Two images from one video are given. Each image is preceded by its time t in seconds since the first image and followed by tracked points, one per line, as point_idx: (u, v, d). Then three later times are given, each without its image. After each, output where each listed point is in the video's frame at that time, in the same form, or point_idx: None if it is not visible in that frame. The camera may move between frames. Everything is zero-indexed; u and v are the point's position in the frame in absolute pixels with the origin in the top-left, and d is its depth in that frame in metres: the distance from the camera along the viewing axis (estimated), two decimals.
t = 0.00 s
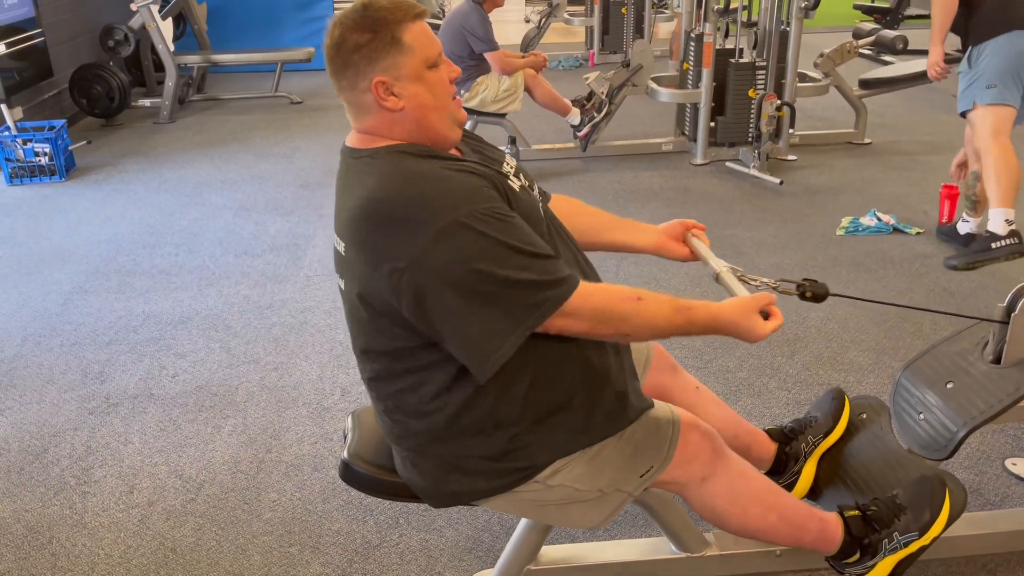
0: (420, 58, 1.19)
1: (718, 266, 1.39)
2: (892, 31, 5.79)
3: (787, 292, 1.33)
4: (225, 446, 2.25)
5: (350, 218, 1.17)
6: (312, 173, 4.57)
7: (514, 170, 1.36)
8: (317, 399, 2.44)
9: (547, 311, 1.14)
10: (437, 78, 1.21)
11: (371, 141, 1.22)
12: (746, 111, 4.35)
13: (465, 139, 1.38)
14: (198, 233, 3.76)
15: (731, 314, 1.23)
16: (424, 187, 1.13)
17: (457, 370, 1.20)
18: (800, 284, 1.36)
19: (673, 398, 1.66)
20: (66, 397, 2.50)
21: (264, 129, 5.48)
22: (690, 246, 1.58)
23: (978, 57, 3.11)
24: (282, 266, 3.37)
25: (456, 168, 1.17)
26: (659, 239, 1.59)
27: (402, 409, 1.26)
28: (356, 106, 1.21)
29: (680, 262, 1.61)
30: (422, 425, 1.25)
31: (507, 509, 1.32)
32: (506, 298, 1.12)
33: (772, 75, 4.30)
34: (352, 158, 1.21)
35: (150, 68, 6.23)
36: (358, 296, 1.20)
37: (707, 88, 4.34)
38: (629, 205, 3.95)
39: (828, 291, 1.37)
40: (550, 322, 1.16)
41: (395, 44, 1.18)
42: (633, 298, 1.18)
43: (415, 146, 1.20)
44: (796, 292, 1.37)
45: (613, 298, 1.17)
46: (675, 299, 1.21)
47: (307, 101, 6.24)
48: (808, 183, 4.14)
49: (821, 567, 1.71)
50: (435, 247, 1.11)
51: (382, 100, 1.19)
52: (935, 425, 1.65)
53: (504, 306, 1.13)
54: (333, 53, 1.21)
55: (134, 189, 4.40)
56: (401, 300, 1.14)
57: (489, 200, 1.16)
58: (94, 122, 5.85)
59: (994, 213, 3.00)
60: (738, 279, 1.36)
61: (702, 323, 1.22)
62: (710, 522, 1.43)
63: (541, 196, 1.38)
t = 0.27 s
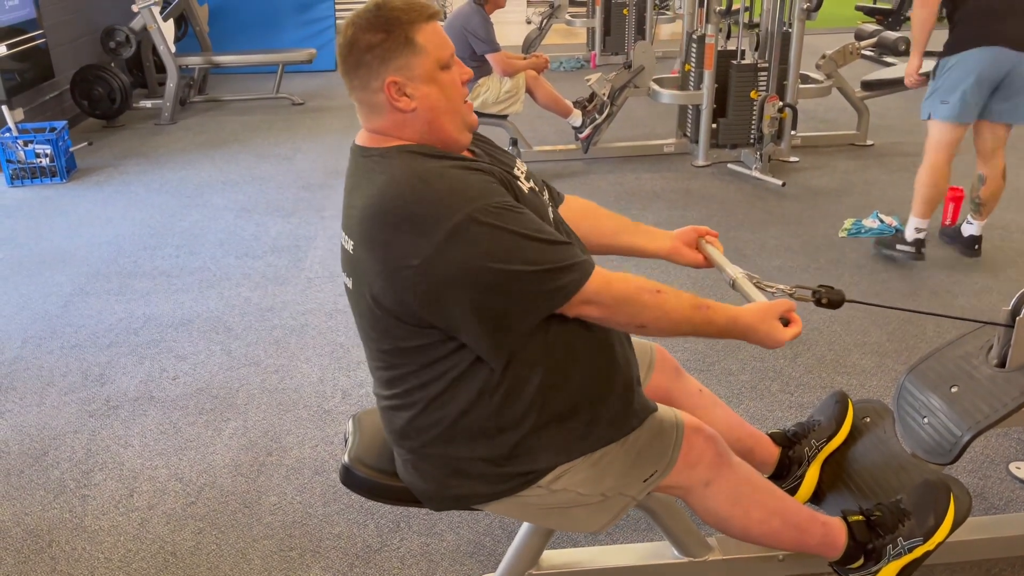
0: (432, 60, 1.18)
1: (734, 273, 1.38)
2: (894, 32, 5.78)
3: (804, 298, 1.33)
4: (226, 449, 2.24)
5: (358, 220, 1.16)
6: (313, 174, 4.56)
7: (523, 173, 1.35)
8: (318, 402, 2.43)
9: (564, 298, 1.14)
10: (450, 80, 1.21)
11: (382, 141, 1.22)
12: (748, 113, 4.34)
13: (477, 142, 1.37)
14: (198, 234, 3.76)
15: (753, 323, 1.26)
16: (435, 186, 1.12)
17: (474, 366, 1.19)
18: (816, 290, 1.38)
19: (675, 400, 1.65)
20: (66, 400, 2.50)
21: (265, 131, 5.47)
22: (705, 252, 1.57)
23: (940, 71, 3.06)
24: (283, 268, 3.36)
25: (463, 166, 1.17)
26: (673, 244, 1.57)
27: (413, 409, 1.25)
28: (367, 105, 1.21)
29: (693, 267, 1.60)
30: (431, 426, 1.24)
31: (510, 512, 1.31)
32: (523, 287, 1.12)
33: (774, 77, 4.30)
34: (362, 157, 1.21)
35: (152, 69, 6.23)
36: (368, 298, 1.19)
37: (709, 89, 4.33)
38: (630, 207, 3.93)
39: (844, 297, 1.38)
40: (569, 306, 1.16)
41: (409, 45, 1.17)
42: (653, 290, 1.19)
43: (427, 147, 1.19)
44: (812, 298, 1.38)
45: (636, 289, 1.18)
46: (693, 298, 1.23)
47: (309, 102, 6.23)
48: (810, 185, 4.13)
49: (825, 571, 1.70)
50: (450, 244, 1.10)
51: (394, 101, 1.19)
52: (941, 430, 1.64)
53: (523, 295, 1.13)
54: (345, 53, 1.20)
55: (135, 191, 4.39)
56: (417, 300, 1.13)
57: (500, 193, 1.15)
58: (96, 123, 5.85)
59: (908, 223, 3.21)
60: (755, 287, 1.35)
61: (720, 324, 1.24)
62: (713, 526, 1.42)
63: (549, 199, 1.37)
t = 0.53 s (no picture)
0: (443, 62, 1.18)
1: (669, 266, 1.39)
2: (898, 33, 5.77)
3: (739, 289, 1.35)
4: (230, 449, 2.24)
5: (350, 208, 1.16)
6: (316, 174, 4.56)
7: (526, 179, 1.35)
8: (321, 403, 2.43)
9: (504, 347, 1.09)
10: (459, 82, 1.21)
11: (389, 141, 1.22)
12: (752, 114, 4.34)
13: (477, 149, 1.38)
14: (202, 234, 3.76)
15: (682, 318, 1.19)
16: (420, 190, 1.11)
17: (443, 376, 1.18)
18: (752, 282, 1.38)
19: (679, 402, 1.65)
20: (70, 400, 2.50)
21: (269, 131, 5.48)
22: (644, 245, 1.57)
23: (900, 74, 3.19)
24: (287, 268, 3.37)
25: (458, 175, 1.15)
26: (610, 240, 1.57)
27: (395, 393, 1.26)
28: (377, 106, 1.21)
29: (632, 261, 1.60)
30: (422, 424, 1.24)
31: (515, 514, 1.31)
32: (470, 322, 1.08)
33: (778, 77, 4.29)
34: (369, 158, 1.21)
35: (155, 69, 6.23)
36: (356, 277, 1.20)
37: (712, 90, 4.32)
38: (634, 208, 3.93)
39: (781, 287, 1.39)
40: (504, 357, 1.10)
41: (419, 46, 1.17)
42: (584, 324, 1.12)
43: (433, 149, 1.19)
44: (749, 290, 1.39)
45: (565, 327, 1.11)
46: (623, 314, 1.15)
47: (312, 102, 6.24)
48: (813, 186, 4.12)
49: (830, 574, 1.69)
50: (412, 253, 1.08)
51: (403, 102, 1.19)
52: (946, 432, 1.64)
53: (465, 330, 1.08)
54: (356, 52, 1.20)
55: (139, 191, 4.40)
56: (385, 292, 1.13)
57: (482, 217, 1.11)
58: (99, 123, 5.86)
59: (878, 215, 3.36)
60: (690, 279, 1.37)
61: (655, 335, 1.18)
62: (720, 528, 1.42)
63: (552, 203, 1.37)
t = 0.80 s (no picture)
0: (456, 60, 1.18)
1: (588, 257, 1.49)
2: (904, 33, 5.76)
3: (657, 280, 1.43)
4: (234, 448, 2.24)
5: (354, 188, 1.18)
6: (321, 174, 4.56)
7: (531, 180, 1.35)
8: (326, 402, 2.43)
9: (422, 356, 1.06)
10: (472, 81, 1.20)
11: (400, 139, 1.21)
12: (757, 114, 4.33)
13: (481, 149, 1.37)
14: (207, 233, 3.76)
15: (581, 314, 1.16)
16: (412, 185, 1.10)
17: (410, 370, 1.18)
18: (672, 271, 1.42)
19: (685, 401, 1.64)
20: (75, 399, 2.50)
21: (273, 130, 5.48)
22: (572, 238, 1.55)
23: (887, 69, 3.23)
24: (291, 267, 3.37)
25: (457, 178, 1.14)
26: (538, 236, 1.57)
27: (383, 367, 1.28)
28: (388, 103, 1.20)
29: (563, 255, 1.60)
30: (415, 416, 1.24)
31: (520, 513, 1.31)
32: (401, 324, 1.06)
33: (783, 77, 4.28)
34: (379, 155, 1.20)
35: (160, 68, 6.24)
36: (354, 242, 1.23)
37: (718, 90, 4.31)
38: (639, 208, 3.93)
39: (702, 276, 1.42)
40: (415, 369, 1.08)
41: (433, 44, 1.16)
42: (494, 338, 1.10)
43: (444, 147, 1.19)
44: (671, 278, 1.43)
45: (476, 340, 1.08)
46: (527, 320, 1.14)
47: (317, 101, 6.24)
48: (819, 186, 4.11)
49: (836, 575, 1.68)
50: (380, 240, 1.09)
51: (416, 100, 1.18)
52: (953, 433, 1.63)
53: (396, 330, 1.07)
54: (369, 49, 1.19)
55: (144, 190, 4.40)
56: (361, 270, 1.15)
57: (457, 227, 1.09)
58: (104, 122, 5.86)
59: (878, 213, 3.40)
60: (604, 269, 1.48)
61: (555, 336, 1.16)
62: (726, 528, 1.41)
63: (557, 204, 1.37)
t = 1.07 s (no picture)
0: (443, 59, 1.17)
1: (646, 269, 1.36)
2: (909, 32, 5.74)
3: (720, 292, 1.30)
4: (237, 447, 2.24)
5: (353, 206, 1.16)
6: (325, 173, 4.56)
7: (525, 178, 1.34)
8: (329, 400, 2.43)
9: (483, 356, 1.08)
10: (460, 79, 1.20)
11: (389, 140, 1.21)
12: (761, 113, 4.32)
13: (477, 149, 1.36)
14: (211, 232, 3.76)
15: (653, 316, 1.16)
16: (420, 191, 1.10)
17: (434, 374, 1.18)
18: (735, 283, 1.34)
19: (689, 399, 1.64)
20: (78, 397, 2.50)
21: (277, 129, 5.48)
22: (627, 249, 1.55)
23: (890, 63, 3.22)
24: (295, 266, 3.36)
25: (460, 176, 1.14)
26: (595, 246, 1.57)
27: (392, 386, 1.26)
28: (377, 104, 1.20)
29: (617, 267, 1.59)
30: (423, 422, 1.24)
31: (524, 513, 1.30)
32: (452, 329, 1.08)
33: (788, 76, 4.27)
34: (370, 156, 1.20)
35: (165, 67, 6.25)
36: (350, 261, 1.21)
37: (722, 89, 4.30)
38: (643, 207, 3.92)
39: (764, 289, 1.34)
40: (483, 369, 1.10)
41: (419, 43, 1.16)
42: (560, 333, 1.11)
43: (435, 147, 1.18)
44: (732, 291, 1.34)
45: (541, 337, 1.10)
46: (596, 319, 1.14)
47: (320, 100, 6.24)
48: (823, 186, 4.10)
49: None
50: (401, 254, 1.08)
51: (404, 100, 1.18)
52: (958, 433, 1.62)
53: (450, 336, 1.08)
54: (356, 50, 1.19)
55: (148, 188, 4.40)
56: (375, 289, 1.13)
57: (479, 221, 1.10)
58: (109, 121, 5.87)
59: (883, 212, 3.39)
60: (667, 281, 1.34)
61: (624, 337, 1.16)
62: (730, 527, 1.41)
63: (554, 201, 1.36)
